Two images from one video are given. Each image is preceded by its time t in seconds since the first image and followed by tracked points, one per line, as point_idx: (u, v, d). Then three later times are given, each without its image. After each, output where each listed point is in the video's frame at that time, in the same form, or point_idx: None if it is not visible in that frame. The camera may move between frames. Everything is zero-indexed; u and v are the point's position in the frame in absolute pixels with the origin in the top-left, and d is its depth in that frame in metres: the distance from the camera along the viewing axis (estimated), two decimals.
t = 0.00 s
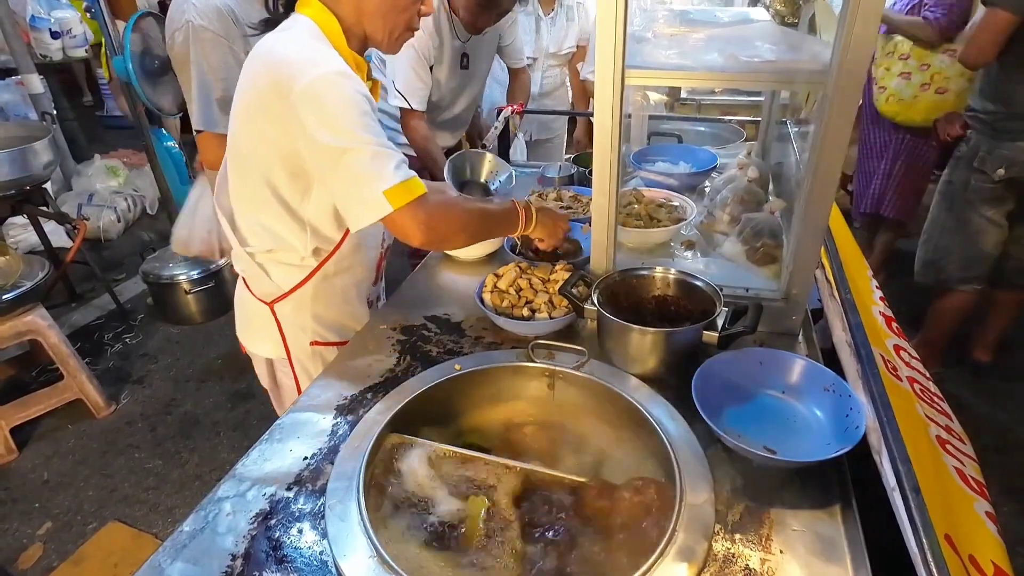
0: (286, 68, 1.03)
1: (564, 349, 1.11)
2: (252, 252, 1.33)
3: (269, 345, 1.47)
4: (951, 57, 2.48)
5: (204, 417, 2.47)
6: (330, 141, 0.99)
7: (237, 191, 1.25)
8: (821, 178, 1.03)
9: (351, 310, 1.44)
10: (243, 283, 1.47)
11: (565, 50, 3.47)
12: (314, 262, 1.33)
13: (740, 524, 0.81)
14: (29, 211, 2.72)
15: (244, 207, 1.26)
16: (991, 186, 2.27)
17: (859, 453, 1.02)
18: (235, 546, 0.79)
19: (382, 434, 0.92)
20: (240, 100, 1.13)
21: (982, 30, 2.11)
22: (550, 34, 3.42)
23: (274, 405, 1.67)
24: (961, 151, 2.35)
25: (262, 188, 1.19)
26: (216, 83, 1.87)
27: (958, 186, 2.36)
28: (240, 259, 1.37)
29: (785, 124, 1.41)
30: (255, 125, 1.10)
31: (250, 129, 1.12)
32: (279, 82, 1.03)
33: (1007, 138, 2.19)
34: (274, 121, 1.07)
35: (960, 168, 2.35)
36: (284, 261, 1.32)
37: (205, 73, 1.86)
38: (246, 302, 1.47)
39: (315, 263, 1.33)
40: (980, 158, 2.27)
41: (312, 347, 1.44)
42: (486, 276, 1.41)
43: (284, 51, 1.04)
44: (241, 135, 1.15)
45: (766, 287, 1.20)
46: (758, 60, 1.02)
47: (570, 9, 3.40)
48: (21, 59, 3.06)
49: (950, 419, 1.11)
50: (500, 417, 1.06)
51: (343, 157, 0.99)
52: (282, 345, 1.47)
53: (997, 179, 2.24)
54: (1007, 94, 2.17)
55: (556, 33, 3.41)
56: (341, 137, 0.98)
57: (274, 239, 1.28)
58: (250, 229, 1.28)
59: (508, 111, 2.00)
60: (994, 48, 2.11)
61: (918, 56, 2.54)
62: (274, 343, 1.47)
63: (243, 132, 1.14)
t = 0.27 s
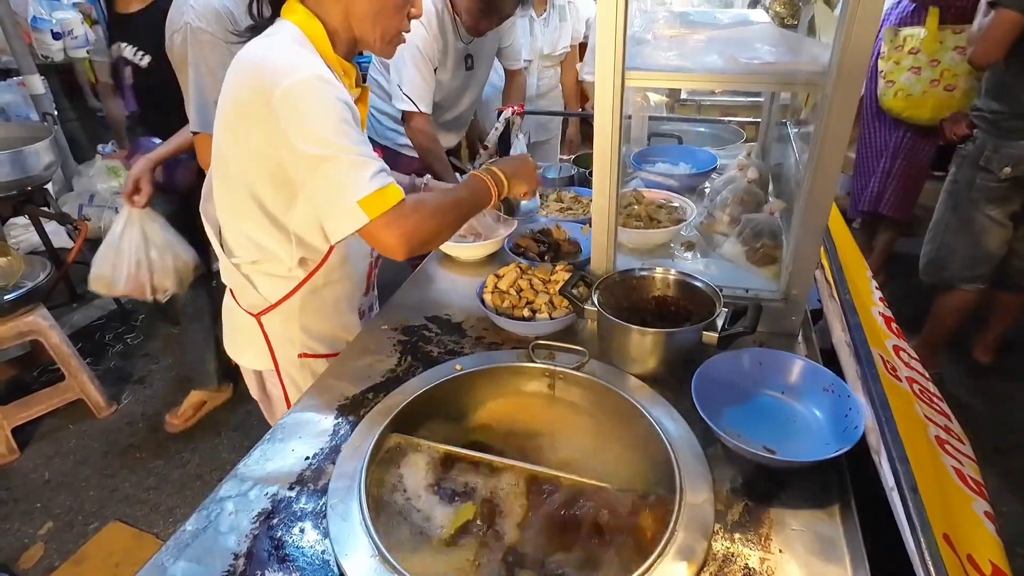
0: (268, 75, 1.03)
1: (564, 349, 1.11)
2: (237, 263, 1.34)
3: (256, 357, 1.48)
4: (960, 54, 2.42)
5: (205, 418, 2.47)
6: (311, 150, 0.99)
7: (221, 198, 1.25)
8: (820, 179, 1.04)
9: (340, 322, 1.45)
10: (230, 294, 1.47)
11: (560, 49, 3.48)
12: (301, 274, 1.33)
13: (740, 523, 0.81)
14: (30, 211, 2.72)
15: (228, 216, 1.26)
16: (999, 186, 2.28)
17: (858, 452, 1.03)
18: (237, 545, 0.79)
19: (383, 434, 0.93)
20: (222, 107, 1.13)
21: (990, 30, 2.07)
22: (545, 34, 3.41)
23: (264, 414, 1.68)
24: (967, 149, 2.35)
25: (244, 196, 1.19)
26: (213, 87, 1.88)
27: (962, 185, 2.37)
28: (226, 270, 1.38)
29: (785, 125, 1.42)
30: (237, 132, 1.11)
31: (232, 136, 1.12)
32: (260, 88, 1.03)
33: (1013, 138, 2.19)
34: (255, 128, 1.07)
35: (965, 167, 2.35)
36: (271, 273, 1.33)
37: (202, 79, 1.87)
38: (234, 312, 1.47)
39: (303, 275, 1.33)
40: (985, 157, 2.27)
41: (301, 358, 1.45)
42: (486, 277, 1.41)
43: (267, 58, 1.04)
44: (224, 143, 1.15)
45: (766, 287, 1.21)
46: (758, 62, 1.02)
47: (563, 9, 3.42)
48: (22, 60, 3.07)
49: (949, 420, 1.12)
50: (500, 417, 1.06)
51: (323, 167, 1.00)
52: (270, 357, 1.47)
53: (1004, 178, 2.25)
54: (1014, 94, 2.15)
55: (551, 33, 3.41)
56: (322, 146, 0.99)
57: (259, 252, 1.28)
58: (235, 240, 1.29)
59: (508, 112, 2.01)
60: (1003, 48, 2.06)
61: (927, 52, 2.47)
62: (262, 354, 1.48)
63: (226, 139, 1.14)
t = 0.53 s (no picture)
0: (296, 79, 1.03)
1: (565, 350, 1.12)
2: (247, 258, 1.34)
3: (261, 352, 1.48)
4: (957, 56, 2.44)
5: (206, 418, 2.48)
6: (346, 155, 1.00)
7: (240, 200, 1.25)
8: (820, 180, 1.04)
9: (346, 319, 1.45)
10: (238, 289, 1.47)
11: (557, 52, 3.48)
12: (309, 269, 1.34)
13: (739, 523, 0.82)
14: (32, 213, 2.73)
15: (247, 218, 1.27)
16: (1010, 186, 2.29)
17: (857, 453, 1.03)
18: (240, 544, 0.80)
19: (385, 435, 0.93)
20: (246, 112, 1.13)
21: (997, 32, 2.16)
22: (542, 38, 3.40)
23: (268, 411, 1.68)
24: (977, 150, 2.37)
25: (268, 200, 1.20)
26: (214, 90, 1.88)
27: (971, 185, 2.38)
28: (236, 264, 1.38)
29: (785, 126, 1.42)
30: (264, 137, 1.11)
31: (258, 140, 1.12)
32: (288, 93, 1.04)
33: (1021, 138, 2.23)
34: (283, 133, 1.07)
35: (972, 168, 2.38)
36: (279, 268, 1.33)
37: (203, 83, 1.87)
38: (240, 306, 1.47)
39: (312, 269, 1.34)
40: (996, 158, 2.29)
41: (305, 354, 1.45)
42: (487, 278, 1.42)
43: (293, 63, 1.05)
44: (248, 147, 1.15)
45: (766, 289, 1.21)
46: (758, 65, 1.03)
47: (558, 11, 3.42)
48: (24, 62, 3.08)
49: (949, 420, 1.12)
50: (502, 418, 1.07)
51: (360, 171, 1.01)
52: (275, 353, 1.47)
53: (1014, 178, 2.27)
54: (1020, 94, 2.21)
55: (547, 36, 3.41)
56: (357, 149, 1.00)
57: (271, 248, 1.29)
58: (246, 235, 1.29)
59: (510, 114, 2.01)
60: (1009, 48, 2.15)
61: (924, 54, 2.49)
62: (267, 349, 1.48)
63: (250, 143, 1.14)
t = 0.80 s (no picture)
0: (305, 75, 1.05)
1: (566, 351, 1.12)
2: (261, 249, 1.35)
3: (274, 342, 1.49)
4: (956, 59, 2.43)
5: (208, 419, 2.48)
6: (345, 150, 1.01)
7: (249, 192, 1.26)
8: (819, 181, 1.05)
9: (357, 313, 1.44)
10: (252, 280, 1.48)
11: (555, 54, 3.49)
12: (320, 263, 1.34)
13: (739, 523, 0.82)
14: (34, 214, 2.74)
15: (255, 210, 1.28)
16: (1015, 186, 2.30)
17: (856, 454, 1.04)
18: (243, 544, 0.80)
19: (387, 435, 0.94)
20: (258, 104, 1.15)
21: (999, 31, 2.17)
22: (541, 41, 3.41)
23: (279, 403, 1.69)
24: (982, 151, 2.37)
25: (274, 193, 1.22)
26: (219, 91, 1.89)
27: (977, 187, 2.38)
28: (252, 256, 1.39)
29: (785, 128, 1.43)
30: (270, 130, 1.12)
31: (265, 133, 1.14)
32: (296, 88, 1.05)
33: None
34: (289, 127, 1.09)
35: (979, 169, 2.37)
36: (292, 260, 1.34)
37: (208, 84, 1.87)
38: (255, 297, 1.48)
39: (322, 262, 1.34)
40: (1003, 159, 2.29)
41: (316, 346, 1.45)
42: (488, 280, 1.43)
43: (303, 58, 1.06)
44: (256, 138, 1.17)
45: (766, 290, 1.22)
46: (757, 68, 1.04)
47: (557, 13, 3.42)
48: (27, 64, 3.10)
49: (948, 422, 1.12)
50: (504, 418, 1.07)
51: (356, 167, 1.02)
52: (286, 344, 1.48)
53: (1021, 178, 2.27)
54: None
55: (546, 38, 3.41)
56: (355, 146, 1.01)
57: (281, 238, 1.30)
58: (258, 225, 1.30)
59: (512, 115, 2.01)
60: (1010, 47, 2.17)
61: (923, 57, 2.48)
62: (279, 340, 1.48)
63: (258, 135, 1.16)
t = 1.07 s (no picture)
0: (301, 71, 1.07)
1: (565, 355, 1.12)
2: (266, 245, 1.36)
3: (277, 338, 1.50)
4: (956, 64, 2.44)
5: (208, 422, 2.49)
6: (326, 143, 1.02)
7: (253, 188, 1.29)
8: (817, 186, 1.06)
9: (359, 313, 1.45)
10: (258, 276, 1.49)
11: (553, 58, 3.49)
12: (322, 260, 1.35)
13: (735, 526, 0.83)
14: (37, 218, 2.76)
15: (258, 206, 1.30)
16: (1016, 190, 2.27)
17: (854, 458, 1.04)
18: (243, 546, 0.81)
19: (387, 437, 0.94)
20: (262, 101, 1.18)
21: (999, 31, 2.15)
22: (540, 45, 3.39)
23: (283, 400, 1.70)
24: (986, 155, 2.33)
25: (275, 188, 1.24)
26: (223, 95, 1.89)
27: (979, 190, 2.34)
28: (258, 252, 1.40)
29: (784, 132, 1.43)
30: (267, 125, 1.15)
31: (264, 128, 1.16)
32: (293, 84, 1.07)
33: None
34: (285, 121, 1.11)
35: (982, 172, 2.34)
36: (296, 257, 1.35)
37: (212, 87, 1.88)
38: (261, 292, 1.49)
39: (324, 261, 1.35)
40: (1006, 162, 2.26)
41: (317, 343, 1.45)
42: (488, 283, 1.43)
43: (303, 56, 1.09)
44: (257, 133, 1.20)
45: (764, 294, 1.23)
46: (754, 74, 1.04)
47: (555, 17, 3.44)
48: (30, 68, 3.11)
49: (946, 425, 1.13)
50: (505, 420, 1.08)
51: (337, 160, 1.02)
52: (289, 340, 1.49)
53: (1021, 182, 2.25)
54: None
55: (545, 42, 3.42)
56: (336, 139, 1.01)
57: (285, 233, 1.31)
58: (263, 221, 1.31)
59: (512, 119, 2.02)
60: (1008, 44, 2.15)
61: (923, 62, 2.50)
62: (282, 336, 1.50)
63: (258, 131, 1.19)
